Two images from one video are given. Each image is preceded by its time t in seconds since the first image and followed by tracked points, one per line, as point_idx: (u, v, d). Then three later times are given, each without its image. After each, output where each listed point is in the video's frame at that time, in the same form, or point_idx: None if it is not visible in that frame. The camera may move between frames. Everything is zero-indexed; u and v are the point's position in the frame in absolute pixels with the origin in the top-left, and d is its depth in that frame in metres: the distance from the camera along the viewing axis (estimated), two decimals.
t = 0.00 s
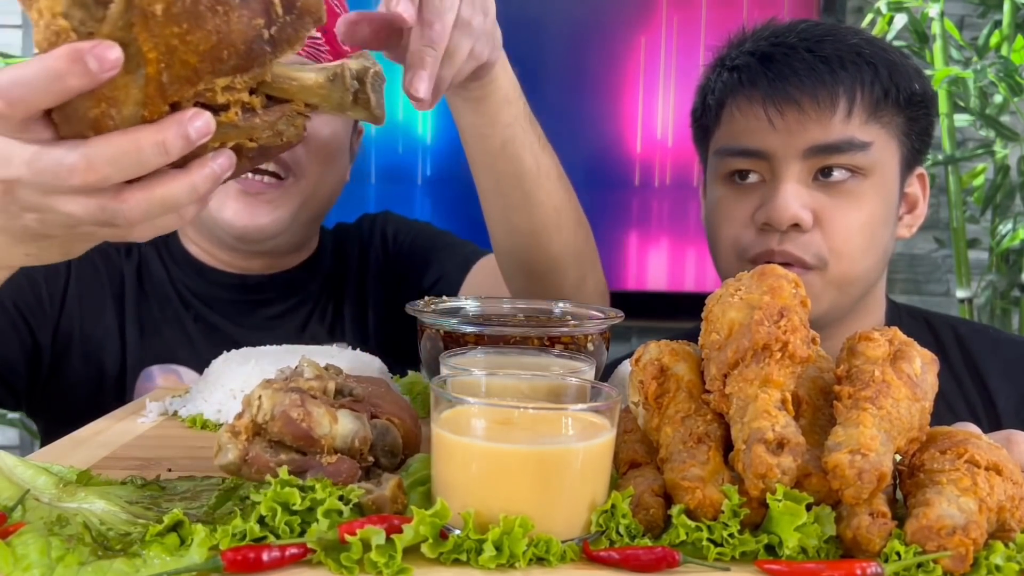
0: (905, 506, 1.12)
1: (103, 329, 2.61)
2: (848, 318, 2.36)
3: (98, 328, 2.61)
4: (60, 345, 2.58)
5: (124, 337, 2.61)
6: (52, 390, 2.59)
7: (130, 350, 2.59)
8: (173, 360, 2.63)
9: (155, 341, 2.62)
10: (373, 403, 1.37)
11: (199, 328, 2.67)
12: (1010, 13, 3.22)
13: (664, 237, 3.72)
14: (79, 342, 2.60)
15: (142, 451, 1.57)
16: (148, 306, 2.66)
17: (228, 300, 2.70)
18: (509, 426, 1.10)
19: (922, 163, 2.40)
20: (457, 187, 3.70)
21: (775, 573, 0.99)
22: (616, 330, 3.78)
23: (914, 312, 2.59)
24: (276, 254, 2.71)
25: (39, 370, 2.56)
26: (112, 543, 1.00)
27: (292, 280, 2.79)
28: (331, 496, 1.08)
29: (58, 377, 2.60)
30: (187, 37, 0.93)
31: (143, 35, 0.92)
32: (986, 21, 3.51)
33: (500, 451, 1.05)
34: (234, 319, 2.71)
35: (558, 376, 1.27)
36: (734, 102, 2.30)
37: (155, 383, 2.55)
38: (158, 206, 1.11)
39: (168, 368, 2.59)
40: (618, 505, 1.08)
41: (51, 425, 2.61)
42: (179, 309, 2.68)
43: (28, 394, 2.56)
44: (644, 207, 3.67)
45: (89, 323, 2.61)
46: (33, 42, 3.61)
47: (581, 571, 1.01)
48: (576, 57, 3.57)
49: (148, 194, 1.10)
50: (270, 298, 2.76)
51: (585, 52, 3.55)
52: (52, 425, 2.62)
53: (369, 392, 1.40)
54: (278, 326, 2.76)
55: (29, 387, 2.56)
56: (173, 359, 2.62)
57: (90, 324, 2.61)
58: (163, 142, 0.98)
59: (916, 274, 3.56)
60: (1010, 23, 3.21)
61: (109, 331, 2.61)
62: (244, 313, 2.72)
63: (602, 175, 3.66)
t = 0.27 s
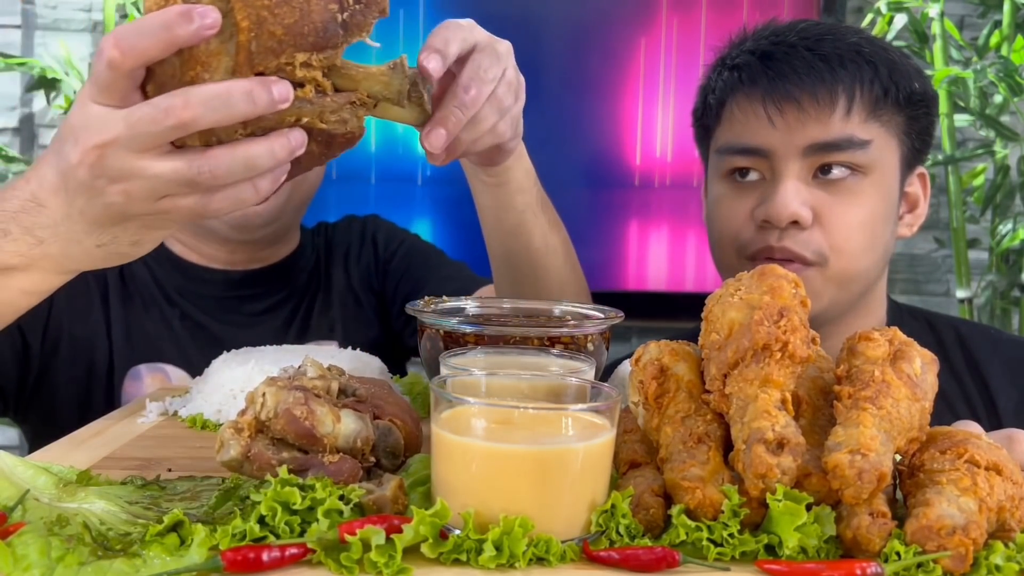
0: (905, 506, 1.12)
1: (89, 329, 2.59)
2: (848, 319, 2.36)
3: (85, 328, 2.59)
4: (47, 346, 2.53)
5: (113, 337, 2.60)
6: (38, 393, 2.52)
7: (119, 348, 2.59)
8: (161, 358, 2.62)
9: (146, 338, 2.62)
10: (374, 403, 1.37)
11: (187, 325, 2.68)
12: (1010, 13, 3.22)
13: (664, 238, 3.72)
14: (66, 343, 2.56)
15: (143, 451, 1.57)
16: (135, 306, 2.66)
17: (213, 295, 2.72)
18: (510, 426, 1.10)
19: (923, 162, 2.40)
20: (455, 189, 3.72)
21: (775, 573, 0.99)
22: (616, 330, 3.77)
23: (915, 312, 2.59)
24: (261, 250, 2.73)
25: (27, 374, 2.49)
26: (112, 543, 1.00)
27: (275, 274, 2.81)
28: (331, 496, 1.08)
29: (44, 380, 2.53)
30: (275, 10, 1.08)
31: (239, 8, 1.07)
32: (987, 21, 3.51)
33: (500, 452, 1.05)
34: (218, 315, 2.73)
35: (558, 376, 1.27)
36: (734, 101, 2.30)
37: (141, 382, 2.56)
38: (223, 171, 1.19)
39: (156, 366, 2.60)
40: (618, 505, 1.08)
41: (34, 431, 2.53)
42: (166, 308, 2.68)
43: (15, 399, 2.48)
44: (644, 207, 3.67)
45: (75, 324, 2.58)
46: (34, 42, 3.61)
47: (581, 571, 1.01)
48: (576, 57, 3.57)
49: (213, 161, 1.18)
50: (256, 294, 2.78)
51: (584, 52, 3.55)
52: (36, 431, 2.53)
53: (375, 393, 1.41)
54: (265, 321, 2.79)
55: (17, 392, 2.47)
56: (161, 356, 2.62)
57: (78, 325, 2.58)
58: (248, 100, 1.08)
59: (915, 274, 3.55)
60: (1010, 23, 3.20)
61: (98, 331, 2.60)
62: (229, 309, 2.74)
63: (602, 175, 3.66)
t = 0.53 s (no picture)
0: (905, 506, 1.12)
1: (87, 327, 2.59)
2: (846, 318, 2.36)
3: (84, 326, 2.59)
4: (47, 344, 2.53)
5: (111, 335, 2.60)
6: (37, 390, 2.53)
7: (116, 346, 2.59)
8: (159, 357, 2.61)
9: (143, 336, 2.62)
10: (375, 403, 1.37)
11: (184, 322, 2.67)
12: (1010, 13, 3.22)
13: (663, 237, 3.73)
14: (64, 341, 2.56)
15: (143, 451, 1.57)
16: (134, 304, 2.66)
17: (212, 294, 2.71)
18: (509, 425, 1.10)
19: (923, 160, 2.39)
20: (456, 190, 3.75)
21: (775, 573, 0.99)
22: (616, 330, 3.77)
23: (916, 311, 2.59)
24: (261, 247, 2.72)
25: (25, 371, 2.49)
26: (112, 543, 1.00)
27: (276, 273, 2.80)
28: (331, 496, 1.08)
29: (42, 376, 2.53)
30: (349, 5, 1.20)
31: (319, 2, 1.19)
32: (986, 21, 3.52)
33: (500, 451, 1.05)
34: (216, 314, 2.71)
35: (558, 376, 1.27)
36: (733, 100, 2.30)
37: (141, 381, 2.56)
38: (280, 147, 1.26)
39: (154, 365, 2.59)
40: (618, 505, 1.08)
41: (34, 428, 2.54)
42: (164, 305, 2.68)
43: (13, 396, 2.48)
44: (643, 205, 3.67)
45: (74, 321, 2.58)
46: (33, 41, 3.61)
47: (581, 571, 1.01)
48: (574, 55, 3.57)
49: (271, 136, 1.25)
50: (255, 292, 2.76)
51: (583, 51, 3.56)
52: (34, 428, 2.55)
53: (375, 393, 1.41)
54: (264, 318, 2.77)
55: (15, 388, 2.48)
56: (157, 355, 2.61)
57: (76, 323, 2.58)
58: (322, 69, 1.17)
59: (915, 274, 3.55)
60: (1010, 23, 3.20)
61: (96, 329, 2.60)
62: (228, 307, 2.73)
63: (601, 173, 3.65)
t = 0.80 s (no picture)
0: (905, 505, 1.12)
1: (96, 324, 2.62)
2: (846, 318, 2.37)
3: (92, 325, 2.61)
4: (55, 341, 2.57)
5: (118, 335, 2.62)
6: (43, 385, 2.56)
7: (122, 344, 2.61)
8: (164, 356, 2.63)
9: (151, 334, 2.64)
10: (374, 403, 1.37)
11: (191, 321, 2.68)
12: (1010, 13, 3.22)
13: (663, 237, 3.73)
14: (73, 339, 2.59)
15: (143, 451, 1.57)
16: (142, 303, 2.67)
17: (218, 294, 2.71)
18: (509, 425, 1.10)
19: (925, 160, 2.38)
20: (456, 192, 3.77)
21: (775, 574, 0.99)
22: (616, 330, 3.77)
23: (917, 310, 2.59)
24: (267, 245, 2.72)
25: (31, 366, 2.53)
26: (111, 543, 1.00)
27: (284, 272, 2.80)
28: (331, 497, 1.08)
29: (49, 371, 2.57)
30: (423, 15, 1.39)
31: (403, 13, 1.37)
32: (987, 21, 3.52)
33: (500, 450, 1.05)
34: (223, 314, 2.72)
35: (558, 376, 1.27)
36: (736, 99, 2.30)
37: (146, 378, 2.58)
38: (345, 114, 1.35)
39: (159, 364, 2.61)
40: (618, 505, 1.08)
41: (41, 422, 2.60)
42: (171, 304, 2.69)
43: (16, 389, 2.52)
44: (643, 204, 3.67)
45: (82, 318, 2.61)
46: (33, 42, 3.61)
47: (581, 571, 1.01)
48: (574, 55, 3.57)
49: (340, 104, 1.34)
50: (263, 291, 2.76)
51: (582, 50, 3.55)
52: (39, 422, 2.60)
53: (375, 393, 1.41)
54: (270, 318, 2.77)
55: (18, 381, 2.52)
56: (163, 353, 2.63)
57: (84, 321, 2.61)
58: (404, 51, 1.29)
59: (916, 274, 3.55)
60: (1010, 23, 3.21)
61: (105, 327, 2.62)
62: (234, 306, 2.73)
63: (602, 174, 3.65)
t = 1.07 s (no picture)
0: (905, 506, 1.12)
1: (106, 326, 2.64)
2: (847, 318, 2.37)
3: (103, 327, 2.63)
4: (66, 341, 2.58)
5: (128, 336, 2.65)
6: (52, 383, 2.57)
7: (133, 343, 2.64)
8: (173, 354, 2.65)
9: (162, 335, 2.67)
10: (374, 403, 1.37)
11: (199, 321, 2.72)
12: (1010, 14, 3.22)
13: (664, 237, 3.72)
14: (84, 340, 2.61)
15: (143, 451, 1.57)
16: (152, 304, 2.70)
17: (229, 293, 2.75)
18: (509, 425, 1.10)
19: (934, 161, 2.37)
20: (457, 192, 3.77)
21: (775, 573, 0.99)
22: (616, 330, 3.77)
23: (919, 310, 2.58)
24: (275, 246, 2.75)
25: (42, 366, 2.53)
26: (112, 543, 1.00)
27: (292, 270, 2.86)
28: (331, 497, 1.08)
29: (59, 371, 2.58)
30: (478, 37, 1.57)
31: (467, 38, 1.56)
32: (987, 21, 3.52)
33: (501, 450, 1.05)
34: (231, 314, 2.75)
35: (558, 376, 1.27)
36: (744, 98, 2.31)
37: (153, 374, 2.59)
38: (392, 85, 1.46)
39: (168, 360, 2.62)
40: (618, 505, 1.08)
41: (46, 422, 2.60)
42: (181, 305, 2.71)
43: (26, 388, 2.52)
44: (644, 204, 3.67)
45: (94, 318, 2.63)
46: (33, 42, 3.62)
47: (581, 571, 1.01)
48: (575, 55, 3.57)
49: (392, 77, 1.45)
50: (270, 290, 2.80)
51: (583, 51, 3.55)
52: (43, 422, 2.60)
53: (375, 393, 1.41)
54: (278, 318, 2.80)
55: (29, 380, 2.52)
56: (173, 352, 2.65)
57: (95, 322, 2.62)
58: (454, 36, 1.41)
59: (916, 274, 3.55)
60: (1010, 23, 3.20)
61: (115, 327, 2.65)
62: (244, 306, 2.76)
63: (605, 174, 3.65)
